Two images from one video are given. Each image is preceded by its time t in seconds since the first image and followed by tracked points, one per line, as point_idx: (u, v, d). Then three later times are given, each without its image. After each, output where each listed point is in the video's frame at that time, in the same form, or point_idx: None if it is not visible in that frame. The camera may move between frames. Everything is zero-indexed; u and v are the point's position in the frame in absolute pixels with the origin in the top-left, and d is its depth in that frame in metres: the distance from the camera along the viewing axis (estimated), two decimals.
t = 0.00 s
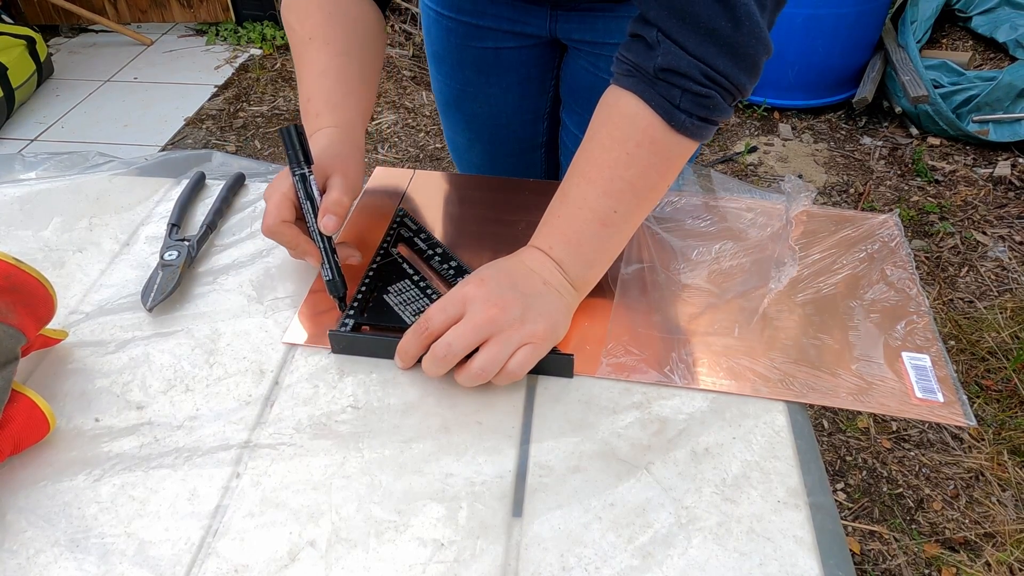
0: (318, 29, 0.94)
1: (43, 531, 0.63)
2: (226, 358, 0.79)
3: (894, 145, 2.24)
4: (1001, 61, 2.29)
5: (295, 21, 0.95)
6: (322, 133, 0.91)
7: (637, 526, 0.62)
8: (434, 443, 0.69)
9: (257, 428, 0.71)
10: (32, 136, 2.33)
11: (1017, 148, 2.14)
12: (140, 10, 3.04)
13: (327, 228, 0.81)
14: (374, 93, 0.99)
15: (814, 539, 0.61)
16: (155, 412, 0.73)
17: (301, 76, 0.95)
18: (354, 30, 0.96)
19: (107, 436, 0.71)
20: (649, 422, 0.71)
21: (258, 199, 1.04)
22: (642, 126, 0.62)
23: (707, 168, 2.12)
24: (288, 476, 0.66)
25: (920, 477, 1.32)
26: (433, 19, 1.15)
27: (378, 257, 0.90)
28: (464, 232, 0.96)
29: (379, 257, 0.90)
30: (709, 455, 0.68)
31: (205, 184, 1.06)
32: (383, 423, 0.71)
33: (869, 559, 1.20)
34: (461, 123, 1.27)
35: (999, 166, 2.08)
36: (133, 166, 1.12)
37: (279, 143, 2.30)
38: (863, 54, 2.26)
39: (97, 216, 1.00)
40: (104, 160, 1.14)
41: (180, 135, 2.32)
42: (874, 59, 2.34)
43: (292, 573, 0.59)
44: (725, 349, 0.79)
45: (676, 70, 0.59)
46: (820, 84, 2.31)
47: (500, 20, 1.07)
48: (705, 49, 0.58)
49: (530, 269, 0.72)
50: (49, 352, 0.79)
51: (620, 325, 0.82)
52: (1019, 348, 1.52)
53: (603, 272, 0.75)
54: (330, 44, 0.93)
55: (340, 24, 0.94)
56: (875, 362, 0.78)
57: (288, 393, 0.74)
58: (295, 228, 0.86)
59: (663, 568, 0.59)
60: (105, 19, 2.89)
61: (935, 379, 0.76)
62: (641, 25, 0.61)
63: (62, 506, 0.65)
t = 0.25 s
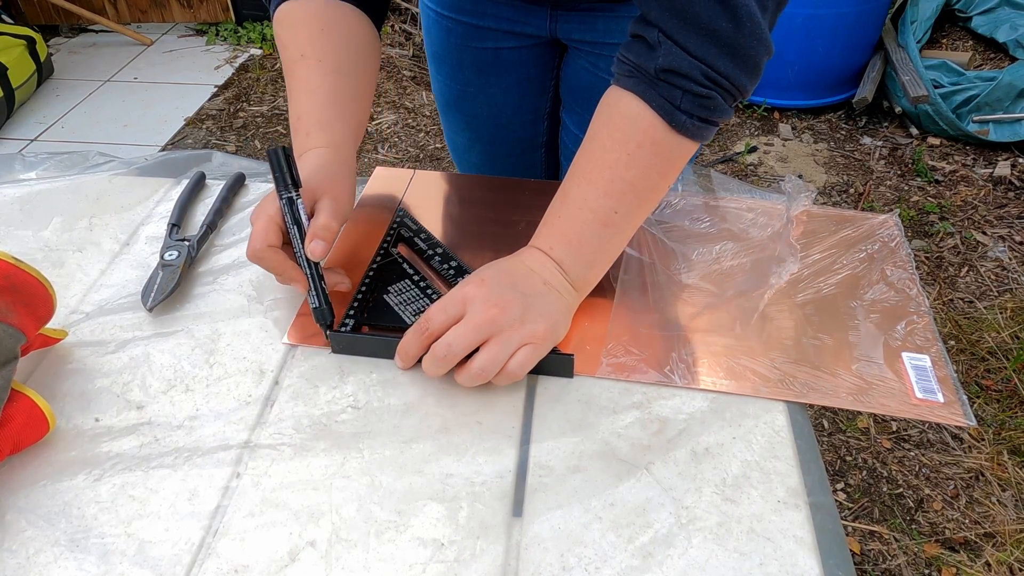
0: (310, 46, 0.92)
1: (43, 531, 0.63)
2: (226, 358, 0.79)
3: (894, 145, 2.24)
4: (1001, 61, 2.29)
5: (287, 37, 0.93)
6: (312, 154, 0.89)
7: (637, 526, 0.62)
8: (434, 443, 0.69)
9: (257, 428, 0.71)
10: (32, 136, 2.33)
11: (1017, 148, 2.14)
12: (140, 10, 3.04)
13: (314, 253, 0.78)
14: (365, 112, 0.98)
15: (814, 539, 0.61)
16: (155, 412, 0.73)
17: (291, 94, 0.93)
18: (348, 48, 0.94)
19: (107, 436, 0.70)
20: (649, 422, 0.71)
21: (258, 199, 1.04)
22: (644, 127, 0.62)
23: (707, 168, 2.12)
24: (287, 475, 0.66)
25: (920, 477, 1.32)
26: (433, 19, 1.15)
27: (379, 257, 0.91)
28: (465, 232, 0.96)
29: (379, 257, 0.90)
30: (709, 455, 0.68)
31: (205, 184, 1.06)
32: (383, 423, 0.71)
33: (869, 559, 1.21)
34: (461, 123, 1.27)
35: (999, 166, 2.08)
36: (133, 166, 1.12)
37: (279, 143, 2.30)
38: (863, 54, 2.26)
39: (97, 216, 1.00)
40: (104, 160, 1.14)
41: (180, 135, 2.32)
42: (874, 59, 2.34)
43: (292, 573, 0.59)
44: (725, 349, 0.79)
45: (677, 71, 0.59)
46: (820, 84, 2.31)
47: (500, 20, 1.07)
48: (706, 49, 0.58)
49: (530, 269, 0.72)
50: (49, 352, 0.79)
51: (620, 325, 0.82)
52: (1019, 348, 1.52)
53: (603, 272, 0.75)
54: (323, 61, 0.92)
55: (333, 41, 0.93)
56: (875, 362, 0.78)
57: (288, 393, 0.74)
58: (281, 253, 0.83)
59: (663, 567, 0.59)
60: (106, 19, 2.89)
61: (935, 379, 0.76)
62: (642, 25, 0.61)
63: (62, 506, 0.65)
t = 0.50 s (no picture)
0: (302, 45, 0.92)
1: (43, 530, 0.63)
2: (226, 358, 0.79)
3: (894, 145, 2.24)
4: (1001, 61, 2.29)
5: (280, 37, 0.94)
6: (298, 151, 0.88)
7: (637, 526, 0.62)
8: (434, 444, 0.69)
9: (257, 427, 0.71)
10: (32, 136, 2.33)
11: (1017, 148, 2.14)
12: (140, 10, 3.04)
13: (295, 248, 0.77)
14: (355, 116, 0.98)
15: (814, 539, 0.61)
16: (155, 412, 0.73)
17: (281, 92, 0.92)
18: (339, 48, 0.94)
19: (107, 436, 0.70)
20: (649, 422, 0.71)
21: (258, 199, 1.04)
22: (643, 127, 0.62)
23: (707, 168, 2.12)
24: (287, 475, 0.66)
25: (920, 477, 1.32)
26: (434, 19, 1.15)
27: (378, 257, 0.91)
28: (465, 232, 0.96)
29: (379, 257, 0.90)
30: (709, 455, 0.68)
31: (205, 184, 1.06)
32: (383, 423, 0.71)
33: (869, 559, 1.21)
34: (461, 123, 1.27)
35: (999, 166, 2.08)
36: (133, 165, 1.12)
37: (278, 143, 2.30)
38: (864, 54, 2.26)
39: (96, 216, 1.00)
40: (103, 160, 1.14)
41: (180, 135, 2.32)
42: (874, 59, 2.34)
43: (292, 573, 0.59)
44: (725, 349, 0.79)
45: (677, 71, 0.59)
46: (820, 84, 2.31)
47: (500, 20, 1.07)
48: (706, 50, 0.58)
49: (530, 270, 0.72)
50: (49, 351, 0.79)
51: (620, 325, 0.82)
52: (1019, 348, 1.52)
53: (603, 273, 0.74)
54: (313, 61, 0.91)
55: (324, 42, 0.93)
56: (875, 362, 0.78)
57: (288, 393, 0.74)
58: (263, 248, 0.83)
59: (663, 567, 0.59)
60: (105, 19, 2.89)
61: (935, 379, 0.76)
62: (642, 25, 0.62)
63: (62, 506, 0.65)
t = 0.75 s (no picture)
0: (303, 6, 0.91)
1: (44, 530, 0.63)
2: (226, 358, 0.79)
3: (894, 145, 2.24)
4: (1001, 61, 2.29)
5: None
6: (291, 107, 0.89)
7: (637, 526, 0.62)
8: (434, 444, 0.69)
9: (257, 427, 0.71)
10: (32, 136, 2.33)
11: (1016, 148, 2.14)
12: (140, 10, 3.04)
13: (269, 185, 0.80)
14: (359, 74, 0.98)
15: (814, 539, 0.61)
16: (155, 412, 0.73)
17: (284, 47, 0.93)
18: (341, 11, 0.93)
19: (107, 435, 0.70)
20: (649, 422, 0.71)
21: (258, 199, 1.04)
22: (646, 121, 0.62)
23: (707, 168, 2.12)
24: (287, 475, 0.66)
25: (920, 477, 1.32)
26: (434, 17, 1.15)
27: (378, 258, 0.91)
28: (465, 231, 0.96)
29: (380, 257, 0.90)
30: (709, 455, 0.68)
31: (205, 183, 1.06)
32: (383, 422, 0.71)
33: (869, 559, 1.21)
34: (461, 122, 1.27)
35: (999, 166, 2.08)
36: (133, 165, 1.12)
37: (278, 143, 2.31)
38: (864, 54, 2.26)
39: (96, 216, 1.00)
40: (103, 160, 1.14)
41: (180, 135, 2.32)
42: (874, 59, 2.34)
43: (292, 573, 0.59)
44: (725, 349, 0.79)
45: (680, 62, 0.59)
46: (820, 84, 2.31)
47: (501, 18, 1.07)
48: (708, 41, 0.58)
49: (530, 268, 0.71)
50: (49, 351, 0.79)
51: (620, 325, 0.82)
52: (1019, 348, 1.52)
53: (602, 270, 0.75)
54: (314, 23, 0.91)
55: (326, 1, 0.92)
56: (875, 362, 0.78)
57: (288, 393, 0.74)
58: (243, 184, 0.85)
59: (663, 567, 0.59)
60: (106, 19, 2.89)
61: (935, 379, 0.76)
62: (644, 18, 0.62)
63: (62, 506, 0.65)
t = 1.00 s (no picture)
0: None
1: (43, 530, 0.63)
2: (226, 358, 0.79)
3: (894, 145, 2.24)
4: (1001, 61, 2.29)
5: None
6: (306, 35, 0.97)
7: (637, 527, 0.62)
8: (434, 444, 0.69)
9: (257, 427, 0.71)
10: (32, 136, 2.33)
11: (1016, 148, 2.14)
12: (140, 10, 3.04)
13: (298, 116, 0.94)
14: None
15: (814, 539, 0.61)
16: (154, 412, 0.73)
17: None
18: None
19: (107, 435, 0.70)
20: (649, 422, 0.71)
21: (258, 199, 1.03)
22: (691, 103, 0.60)
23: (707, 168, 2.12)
24: (287, 475, 0.66)
25: (920, 477, 1.32)
26: (435, 14, 1.16)
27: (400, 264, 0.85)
28: (465, 233, 0.96)
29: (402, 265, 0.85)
30: (709, 455, 0.68)
31: (205, 184, 1.05)
32: (383, 422, 0.71)
33: (869, 559, 1.21)
34: (457, 121, 1.26)
35: (999, 166, 2.08)
36: (133, 165, 1.12)
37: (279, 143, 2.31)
38: (864, 54, 2.26)
39: (96, 216, 1.00)
40: (103, 160, 1.14)
41: (180, 135, 2.32)
42: (874, 59, 2.34)
43: (292, 573, 0.59)
44: (725, 349, 0.79)
45: (728, 39, 0.59)
46: (820, 84, 2.31)
47: (501, 16, 1.07)
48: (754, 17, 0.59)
49: (569, 266, 0.66)
50: (48, 351, 0.79)
51: (619, 326, 0.82)
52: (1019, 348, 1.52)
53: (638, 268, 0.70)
54: None
55: None
56: (875, 362, 0.78)
57: (287, 393, 0.74)
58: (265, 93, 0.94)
59: (663, 567, 0.59)
60: (105, 19, 2.88)
61: (935, 379, 0.76)
62: None
63: (62, 506, 0.65)
